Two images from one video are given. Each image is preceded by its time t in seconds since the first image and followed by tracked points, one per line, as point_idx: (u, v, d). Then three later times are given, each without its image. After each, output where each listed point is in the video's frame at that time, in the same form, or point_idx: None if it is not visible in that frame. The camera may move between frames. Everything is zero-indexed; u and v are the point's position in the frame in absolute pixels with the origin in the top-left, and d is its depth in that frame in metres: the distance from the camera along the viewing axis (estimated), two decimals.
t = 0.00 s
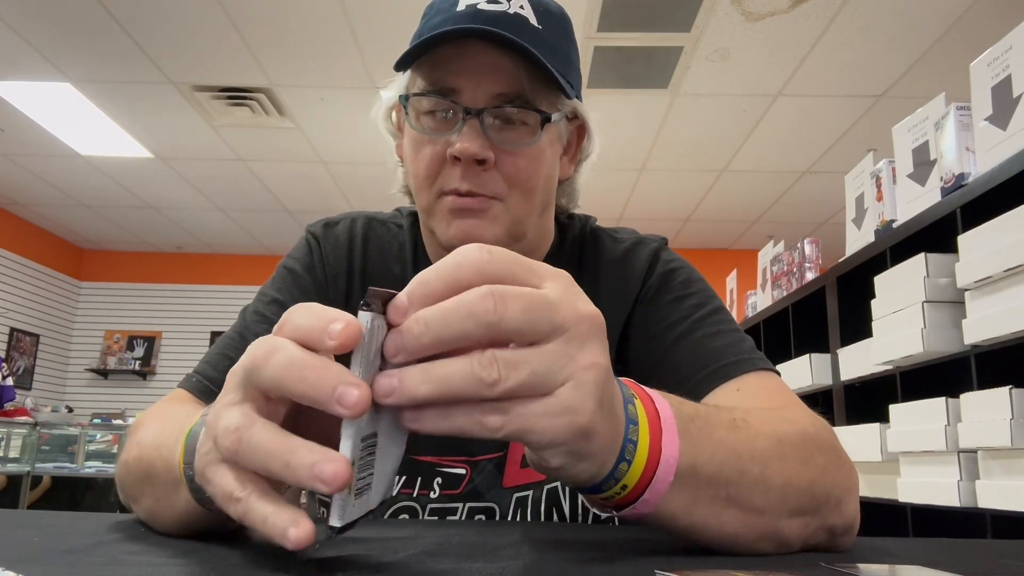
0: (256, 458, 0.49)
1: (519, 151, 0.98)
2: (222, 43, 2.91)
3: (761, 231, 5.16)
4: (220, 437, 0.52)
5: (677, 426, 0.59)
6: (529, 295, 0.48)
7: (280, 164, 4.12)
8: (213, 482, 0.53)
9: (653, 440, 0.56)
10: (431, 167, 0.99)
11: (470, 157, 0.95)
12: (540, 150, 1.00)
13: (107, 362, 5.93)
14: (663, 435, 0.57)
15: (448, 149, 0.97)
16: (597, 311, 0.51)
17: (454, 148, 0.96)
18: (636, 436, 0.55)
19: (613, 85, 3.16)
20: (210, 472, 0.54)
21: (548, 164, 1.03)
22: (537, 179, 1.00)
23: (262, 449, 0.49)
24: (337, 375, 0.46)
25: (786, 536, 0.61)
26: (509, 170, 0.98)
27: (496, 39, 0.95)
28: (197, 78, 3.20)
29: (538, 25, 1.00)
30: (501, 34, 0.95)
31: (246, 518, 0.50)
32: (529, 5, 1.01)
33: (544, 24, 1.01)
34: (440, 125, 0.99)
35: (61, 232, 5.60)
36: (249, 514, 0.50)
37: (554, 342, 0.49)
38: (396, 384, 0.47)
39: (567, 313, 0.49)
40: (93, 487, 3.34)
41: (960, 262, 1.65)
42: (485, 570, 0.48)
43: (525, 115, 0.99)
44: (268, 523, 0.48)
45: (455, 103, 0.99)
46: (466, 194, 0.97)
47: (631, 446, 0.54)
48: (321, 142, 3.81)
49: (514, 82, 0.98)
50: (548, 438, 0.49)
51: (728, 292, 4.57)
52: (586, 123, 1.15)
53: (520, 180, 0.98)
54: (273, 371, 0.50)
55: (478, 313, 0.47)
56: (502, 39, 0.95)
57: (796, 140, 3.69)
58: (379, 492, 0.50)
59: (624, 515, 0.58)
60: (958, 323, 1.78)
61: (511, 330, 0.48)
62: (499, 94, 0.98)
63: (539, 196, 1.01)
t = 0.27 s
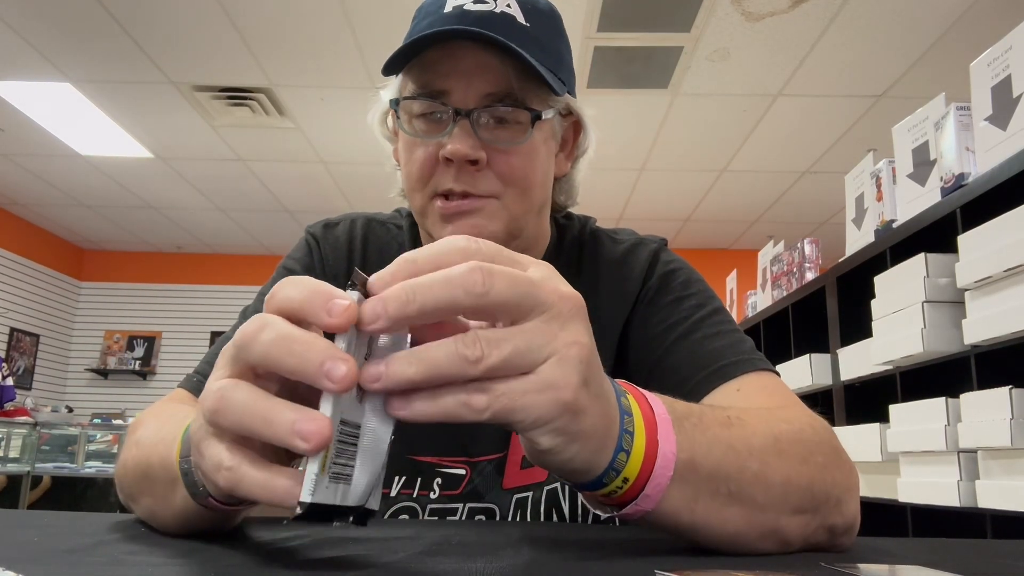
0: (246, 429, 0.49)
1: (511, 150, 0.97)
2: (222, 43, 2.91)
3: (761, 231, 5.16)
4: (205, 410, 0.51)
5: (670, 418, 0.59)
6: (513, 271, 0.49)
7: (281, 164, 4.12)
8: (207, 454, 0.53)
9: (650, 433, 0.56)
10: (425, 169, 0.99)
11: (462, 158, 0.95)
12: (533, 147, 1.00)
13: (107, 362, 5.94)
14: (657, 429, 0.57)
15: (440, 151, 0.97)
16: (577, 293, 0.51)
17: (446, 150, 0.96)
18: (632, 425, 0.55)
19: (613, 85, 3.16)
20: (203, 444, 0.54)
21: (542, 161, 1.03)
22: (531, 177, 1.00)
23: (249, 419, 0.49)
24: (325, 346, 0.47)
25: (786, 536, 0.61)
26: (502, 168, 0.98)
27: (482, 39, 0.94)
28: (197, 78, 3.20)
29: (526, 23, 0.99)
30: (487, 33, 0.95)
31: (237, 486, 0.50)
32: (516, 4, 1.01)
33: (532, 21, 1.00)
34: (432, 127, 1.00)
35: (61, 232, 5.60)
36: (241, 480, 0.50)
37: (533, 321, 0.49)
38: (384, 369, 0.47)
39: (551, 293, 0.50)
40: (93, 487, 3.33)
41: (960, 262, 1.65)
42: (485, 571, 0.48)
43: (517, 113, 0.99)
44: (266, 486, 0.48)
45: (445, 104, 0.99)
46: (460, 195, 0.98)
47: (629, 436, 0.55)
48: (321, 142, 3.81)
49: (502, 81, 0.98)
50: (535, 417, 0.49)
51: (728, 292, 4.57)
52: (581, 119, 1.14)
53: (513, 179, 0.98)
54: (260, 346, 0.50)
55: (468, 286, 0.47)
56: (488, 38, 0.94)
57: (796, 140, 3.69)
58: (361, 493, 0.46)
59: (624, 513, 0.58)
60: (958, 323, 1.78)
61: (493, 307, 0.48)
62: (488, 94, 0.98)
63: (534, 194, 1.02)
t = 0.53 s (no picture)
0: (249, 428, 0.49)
1: (508, 150, 0.97)
2: (221, 42, 2.90)
3: (761, 231, 5.16)
4: (208, 413, 0.51)
5: (670, 416, 0.59)
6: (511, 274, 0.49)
7: (281, 164, 4.12)
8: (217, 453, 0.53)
9: (649, 430, 0.56)
10: (422, 170, 0.99)
11: (459, 159, 0.95)
12: (530, 147, 1.00)
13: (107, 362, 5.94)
14: (657, 427, 0.57)
15: (437, 152, 0.97)
16: (579, 288, 0.52)
17: (443, 151, 0.96)
18: (629, 421, 0.56)
19: (612, 85, 3.16)
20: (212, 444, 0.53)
21: (540, 161, 1.03)
22: (529, 177, 1.00)
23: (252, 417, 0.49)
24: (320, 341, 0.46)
25: (784, 536, 0.61)
26: (500, 169, 0.98)
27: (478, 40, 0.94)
28: (197, 78, 3.20)
29: (522, 23, 0.99)
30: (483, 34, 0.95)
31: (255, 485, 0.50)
32: (512, 4, 1.01)
33: (529, 21, 1.00)
34: (429, 128, 0.99)
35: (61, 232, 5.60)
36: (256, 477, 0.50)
37: (542, 316, 0.49)
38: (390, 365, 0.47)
39: (554, 291, 0.50)
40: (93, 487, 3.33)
41: (960, 262, 1.65)
42: (485, 571, 0.48)
43: (513, 113, 0.99)
44: (276, 484, 0.48)
45: (441, 106, 0.99)
46: (458, 196, 0.98)
47: (626, 432, 0.55)
48: (321, 142, 3.81)
49: (499, 81, 0.98)
50: (540, 408, 0.49)
51: (728, 292, 4.57)
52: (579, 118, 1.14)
53: (511, 178, 0.98)
54: (254, 346, 0.50)
55: (465, 295, 0.48)
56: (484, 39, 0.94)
57: (796, 140, 3.69)
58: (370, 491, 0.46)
59: (624, 510, 0.58)
60: (958, 323, 1.78)
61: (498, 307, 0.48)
62: (485, 95, 0.98)
63: (532, 195, 1.02)
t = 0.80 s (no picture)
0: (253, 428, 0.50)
1: (509, 147, 0.97)
2: (221, 42, 2.90)
3: (761, 231, 5.16)
4: (212, 416, 0.51)
5: (673, 421, 0.58)
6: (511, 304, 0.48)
7: (281, 164, 4.12)
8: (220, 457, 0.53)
9: (645, 441, 0.56)
10: (423, 169, 0.98)
11: (461, 156, 0.95)
12: (532, 145, 1.00)
13: (107, 362, 5.94)
14: (656, 441, 0.56)
15: (438, 151, 0.97)
16: (586, 320, 0.50)
17: (444, 148, 0.96)
18: (628, 434, 0.54)
19: (612, 85, 3.16)
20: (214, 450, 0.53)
21: (541, 159, 1.02)
22: (530, 175, 1.00)
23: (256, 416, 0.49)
24: (323, 337, 0.47)
25: (782, 537, 0.62)
26: (501, 166, 0.97)
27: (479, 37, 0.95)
28: (196, 78, 3.20)
29: (522, 21, 1.00)
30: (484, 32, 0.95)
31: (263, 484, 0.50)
32: (512, 2, 1.01)
33: (529, 20, 1.01)
34: (430, 127, 0.99)
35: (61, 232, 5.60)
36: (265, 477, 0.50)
37: (541, 347, 0.48)
38: (382, 372, 0.47)
39: (553, 319, 0.49)
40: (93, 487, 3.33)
41: (960, 262, 1.65)
42: (484, 571, 0.48)
43: (514, 111, 0.99)
44: (286, 484, 0.48)
45: (443, 104, 0.99)
46: (460, 195, 0.97)
47: (621, 443, 0.54)
48: (321, 141, 3.81)
49: (500, 78, 0.98)
50: (526, 436, 0.49)
51: (728, 292, 4.57)
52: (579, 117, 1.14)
53: (512, 176, 0.98)
54: (255, 346, 0.50)
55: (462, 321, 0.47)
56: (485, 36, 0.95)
57: (796, 140, 3.69)
58: (370, 487, 0.46)
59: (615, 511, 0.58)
60: (958, 323, 1.78)
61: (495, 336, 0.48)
62: (486, 92, 0.98)
63: (533, 193, 1.01)
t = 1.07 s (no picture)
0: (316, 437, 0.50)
1: (516, 148, 0.97)
2: (221, 42, 2.90)
3: (761, 231, 5.16)
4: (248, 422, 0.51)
5: (679, 428, 0.58)
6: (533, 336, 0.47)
7: (281, 164, 4.12)
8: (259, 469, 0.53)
9: (648, 450, 0.55)
10: (429, 169, 0.98)
11: (468, 156, 0.95)
12: (537, 145, 1.00)
13: (107, 362, 5.93)
14: (658, 450, 0.56)
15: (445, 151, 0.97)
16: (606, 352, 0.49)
17: (451, 148, 0.96)
18: (632, 443, 0.54)
19: (612, 85, 3.16)
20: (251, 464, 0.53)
21: (546, 160, 1.02)
22: (536, 176, 0.99)
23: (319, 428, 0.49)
24: (364, 333, 0.49)
25: (782, 536, 0.62)
26: (507, 167, 0.97)
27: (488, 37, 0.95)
28: (196, 78, 3.20)
29: (530, 22, 1.00)
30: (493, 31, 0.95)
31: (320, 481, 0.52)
32: (520, 2, 1.01)
33: (536, 20, 1.01)
34: (438, 126, 1.00)
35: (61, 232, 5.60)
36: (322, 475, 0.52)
37: (559, 382, 0.47)
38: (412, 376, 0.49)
39: (576, 353, 0.48)
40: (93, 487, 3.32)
41: (960, 262, 1.65)
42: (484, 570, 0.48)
43: (521, 111, 0.99)
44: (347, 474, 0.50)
45: (450, 103, 0.99)
46: (466, 194, 0.97)
47: (623, 454, 0.54)
48: (321, 141, 3.81)
49: (507, 79, 0.98)
50: (534, 471, 0.49)
51: (728, 292, 4.57)
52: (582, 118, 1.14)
53: (518, 177, 0.98)
54: (300, 358, 0.49)
55: (480, 349, 0.47)
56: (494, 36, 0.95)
57: (796, 140, 3.69)
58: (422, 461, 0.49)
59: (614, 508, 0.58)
60: (958, 323, 1.78)
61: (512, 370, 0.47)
62: (494, 92, 0.98)
63: (538, 194, 1.01)
